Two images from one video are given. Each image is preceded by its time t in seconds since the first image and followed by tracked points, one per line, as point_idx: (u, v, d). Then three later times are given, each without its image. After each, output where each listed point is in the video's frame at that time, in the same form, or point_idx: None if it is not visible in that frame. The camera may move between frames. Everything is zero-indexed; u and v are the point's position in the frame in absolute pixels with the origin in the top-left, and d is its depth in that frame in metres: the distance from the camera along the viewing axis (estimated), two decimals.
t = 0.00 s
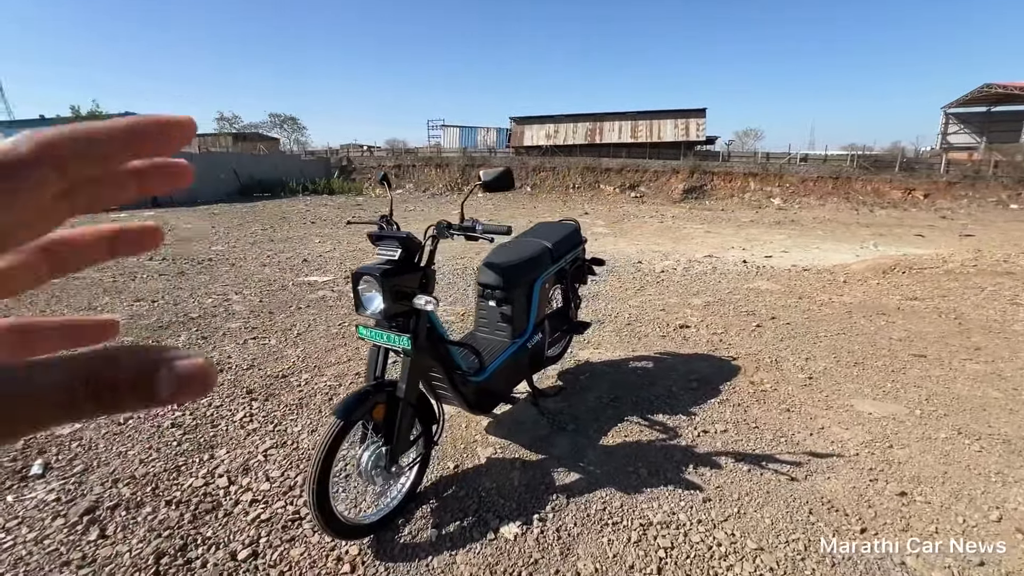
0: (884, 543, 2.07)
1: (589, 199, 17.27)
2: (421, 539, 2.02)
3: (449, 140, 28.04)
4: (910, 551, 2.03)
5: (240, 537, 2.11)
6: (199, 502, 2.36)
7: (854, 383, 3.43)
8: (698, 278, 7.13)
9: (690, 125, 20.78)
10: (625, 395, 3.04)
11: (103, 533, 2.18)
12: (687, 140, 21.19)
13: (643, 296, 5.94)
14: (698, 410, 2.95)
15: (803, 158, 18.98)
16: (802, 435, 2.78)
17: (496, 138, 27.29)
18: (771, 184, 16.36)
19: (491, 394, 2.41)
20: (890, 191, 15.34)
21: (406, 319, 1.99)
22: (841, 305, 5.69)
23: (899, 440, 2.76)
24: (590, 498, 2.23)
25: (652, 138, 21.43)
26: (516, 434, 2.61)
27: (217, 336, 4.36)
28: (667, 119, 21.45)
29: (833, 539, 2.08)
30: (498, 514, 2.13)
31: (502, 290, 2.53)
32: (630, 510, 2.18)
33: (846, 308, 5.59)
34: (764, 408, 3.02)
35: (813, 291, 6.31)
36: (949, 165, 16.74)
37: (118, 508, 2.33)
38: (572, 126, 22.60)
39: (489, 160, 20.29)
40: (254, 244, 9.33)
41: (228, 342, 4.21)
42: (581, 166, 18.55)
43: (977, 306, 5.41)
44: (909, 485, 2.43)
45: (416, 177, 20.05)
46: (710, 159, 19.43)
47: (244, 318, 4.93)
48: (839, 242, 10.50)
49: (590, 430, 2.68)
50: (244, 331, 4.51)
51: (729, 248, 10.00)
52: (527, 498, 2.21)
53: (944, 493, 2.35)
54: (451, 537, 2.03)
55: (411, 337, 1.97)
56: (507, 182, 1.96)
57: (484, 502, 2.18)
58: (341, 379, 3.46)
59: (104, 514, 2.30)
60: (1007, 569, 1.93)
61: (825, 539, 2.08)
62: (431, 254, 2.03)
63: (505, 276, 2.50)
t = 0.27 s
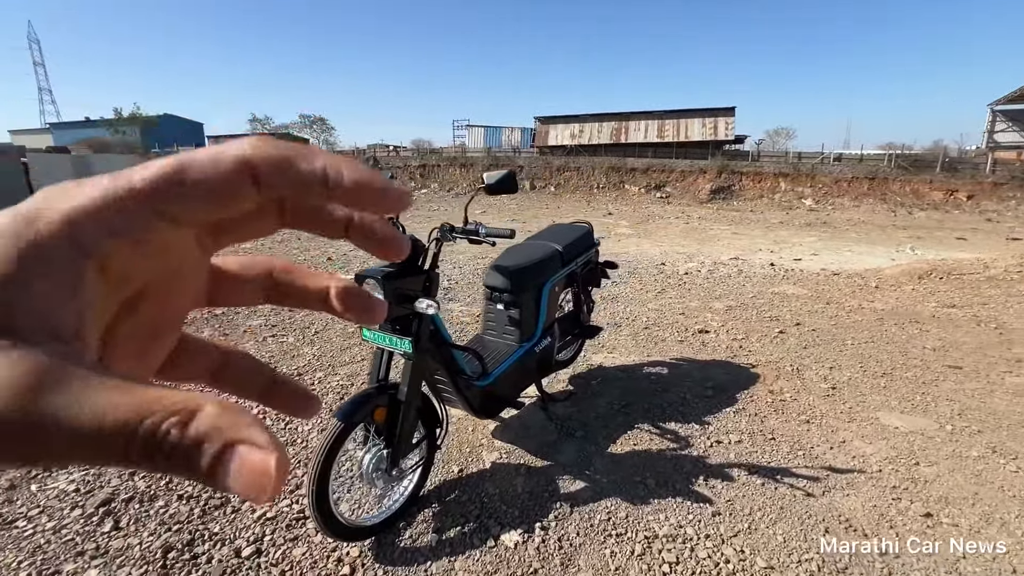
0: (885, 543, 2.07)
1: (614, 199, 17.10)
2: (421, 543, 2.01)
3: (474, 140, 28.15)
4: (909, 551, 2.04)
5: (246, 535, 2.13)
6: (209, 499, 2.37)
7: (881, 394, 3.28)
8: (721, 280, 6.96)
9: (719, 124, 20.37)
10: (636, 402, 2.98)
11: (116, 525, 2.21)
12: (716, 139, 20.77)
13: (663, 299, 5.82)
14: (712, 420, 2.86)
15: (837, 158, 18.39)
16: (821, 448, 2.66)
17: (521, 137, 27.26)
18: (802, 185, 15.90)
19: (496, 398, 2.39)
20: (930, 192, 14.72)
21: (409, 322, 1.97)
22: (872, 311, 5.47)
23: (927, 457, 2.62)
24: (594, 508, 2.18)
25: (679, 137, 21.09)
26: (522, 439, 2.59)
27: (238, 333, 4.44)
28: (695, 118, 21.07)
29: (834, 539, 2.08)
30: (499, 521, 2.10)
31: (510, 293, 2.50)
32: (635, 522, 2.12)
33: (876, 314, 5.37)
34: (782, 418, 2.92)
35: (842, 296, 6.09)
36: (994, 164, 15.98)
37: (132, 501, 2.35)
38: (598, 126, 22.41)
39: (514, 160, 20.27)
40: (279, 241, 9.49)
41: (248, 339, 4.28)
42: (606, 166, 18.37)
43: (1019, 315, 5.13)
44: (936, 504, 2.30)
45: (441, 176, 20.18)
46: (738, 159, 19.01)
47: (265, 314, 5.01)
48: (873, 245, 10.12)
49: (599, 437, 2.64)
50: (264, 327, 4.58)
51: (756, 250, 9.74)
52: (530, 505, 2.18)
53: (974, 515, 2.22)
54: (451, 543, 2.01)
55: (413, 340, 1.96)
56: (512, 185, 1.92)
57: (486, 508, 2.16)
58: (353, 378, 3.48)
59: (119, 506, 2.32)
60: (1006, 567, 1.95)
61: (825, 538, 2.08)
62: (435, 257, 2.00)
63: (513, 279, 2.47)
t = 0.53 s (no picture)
0: (885, 543, 2.05)
1: (637, 199, 16.93)
2: (419, 541, 2.02)
3: (497, 140, 28.26)
4: (909, 550, 2.02)
5: (250, 526, 2.17)
6: (218, 489, 2.42)
7: (903, 404, 3.15)
8: (743, 283, 6.80)
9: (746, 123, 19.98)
10: (645, 406, 2.95)
11: (130, 512, 2.27)
12: (744, 139, 20.32)
13: (681, 301, 5.73)
14: (722, 426, 2.80)
15: (871, 158, 17.81)
16: (835, 458, 2.58)
17: (545, 138, 27.22)
18: (833, 186, 15.44)
19: (499, 398, 2.38)
20: (970, 194, 14.12)
21: (409, 321, 1.98)
22: (900, 317, 5.27)
23: (949, 470, 2.50)
24: (595, 511, 2.16)
25: (705, 137, 20.76)
26: (526, 440, 2.59)
27: (257, 329, 4.53)
28: (722, 117, 20.69)
29: (834, 539, 2.07)
30: (498, 522, 2.10)
31: (515, 293, 2.50)
32: (636, 527, 2.09)
33: (905, 320, 5.17)
34: (796, 426, 2.84)
35: (870, 301, 5.88)
36: None
37: (146, 490, 2.42)
38: (621, 125, 22.23)
39: (537, 159, 20.22)
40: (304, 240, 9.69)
41: (266, 335, 4.36)
42: (630, 166, 18.19)
43: None
44: (956, 519, 2.19)
45: (464, 176, 20.29)
46: (767, 159, 18.59)
47: (285, 311, 5.12)
48: (907, 248, 9.76)
49: (604, 440, 2.61)
50: (282, 324, 4.67)
51: (781, 252, 9.51)
52: (530, 507, 2.17)
53: (997, 531, 2.10)
54: (449, 542, 2.01)
55: (413, 339, 1.97)
56: (512, 185, 1.92)
57: (485, 509, 2.16)
58: (365, 375, 3.53)
59: (133, 494, 2.39)
60: (1007, 565, 1.94)
61: (825, 539, 2.07)
62: (436, 256, 2.01)
63: (519, 279, 2.47)
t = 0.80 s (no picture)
0: (885, 543, 2.05)
1: (656, 199, 16.80)
2: (414, 534, 2.06)
3: (517, 140, 28.33)
4: (908, 551, 2.01)
5: (253, 515, 2.23)
6: (225, 478, 2.50)
7: (915, 409, 3.07)
8: (759, 284, 6.70)
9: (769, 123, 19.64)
10: (646, 406, 2.95)
11: (141, 498, 2.36)
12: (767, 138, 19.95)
13: (693, 302, 5.69)
14: (724, 428, 2.78)
15: (900, 157, 17.31)
16: (838, 462, 2.54)
17: (564, 137, 27.18)
18: (859, 186, 15.06)
19: (497, 395, 2.41)
20: (1005, 195, 13.62)
21: (405, 317, 2.02)
22: (921, 320, 5.14)
23: (956, 477, 2.43)
24: (588, 509, 2.17)
25: (726, 136, 20.48)
26: (524, 437, 2.63)
27: (271, 324, 4.65)
28: (744, 115, 20.38)
29: (833, 539, 2.07)
30: (491, 517, 2.13)
31: (514, 292, 2.53)
32: (628, 526, 2.10)
33: (926, 323, 5.04)
34: (800, 429, 2.80)
35: (890, 304, 5.73)
36: None
37: (157, 477, 2.51)
38: (641, 125, 22.07)
39: (556, 159, 20.18)
40: (323, 238, 9.87)
41: (279, 331, 4.47)
42: (649, 165, 18.06)
43: None
44: (961, 527, 2.13)
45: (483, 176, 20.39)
46: (790, 159, 18.24)
47: (300, 307, 5.23)
48: (935, 250, 9.48)
49: (603, 439, 2.63)
50: (296, 320, 4.77)
51: (802, 253, 9.34)
52: (524, 503, 2.20)
53: (1003, 540, 2.04)
54: (442, 535, 2.05)
55: (409, 335, 2.01)
56: (506, 184, 1.96)
57: (480, 503, 2.20)
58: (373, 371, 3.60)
59: (145, 481, 2.48)
60: (1007, 566, 1.92)
61: (825, 538, 2.07)
62: (433, 254, 2.06)
63: (519, 278, 2.50)
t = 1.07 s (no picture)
0: (885, 543, 2.06)
1: (671, 199, 16.70)
2: (411, 524, 2.13)
3: (533, 140, 28.37)
4: (907, 551, 2.02)
5: (258, 503, 2.33)
6: (233, 468, 2.60)
7: (918, 413, 3.05)
8: (772, 286, 6.64)
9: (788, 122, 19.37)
10: (645, 405, 3.00)
11: (153, 485, 2.46)
12: (786, 138, 19.66)
13: (702, 303, 5.68)
14: (721, 428, 2.81)
15: (924, 157, 16.92)
16: (835, 463, 2.54)
17: (580, 137, 27.14)
18: (880, 187, 14.76)
19: (495, 392, 2.47)
20: None
21: (403, 314, 2.09)
22: (936, 323, 5.05)
23: (954, 481, 2.42)
24: (581, 505, 2.23)
25: (744, 135, 20.25)
26: (523, 434, 2.70)
27: (283, 321, 4.77)
28: (762, 115, 20.13)
29: (833, 539, 2.08)
30: (486, 510, 2.19)
31: (513, 291, 2.59)
32: (620, 521, 2.14)
33: (940, 326, 4.95)
34: (799, 431, 2.81)
35: (904, 307, 5.64)
36: None
37: (169, 466, 2.61)
38: (657, 124, 21.95)
39: (571, 159, 20.15)
40: (338, 237, 10.03)
41: (291, 327, 4.59)
42: (665, 165, 17.95)
43: None
44: (957, 531, 2.12)
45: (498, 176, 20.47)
46: (809, 159, 17.96)
47: (311, 304, 5.35)
48: (957, 253, 9.26)
49: (599, 438, 2.68)
50: (307, 317, 4.88)
51: (819, 254, 9.21)
52: (518, 497, 2.26)
53: (999, 545, 2.02)
54: (437, 526, 2.12)
55: (407, 331, 2.08)
56: (501, 185, 2.06)
57: (475, 497, 2.26)
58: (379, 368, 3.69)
59: (158, 469, 2.59)
60: (1002, 567, 1.92)
61: (825, 538, 2.08)
62: (431, 253, 2.13)
63: (518, 277, 2.57)
